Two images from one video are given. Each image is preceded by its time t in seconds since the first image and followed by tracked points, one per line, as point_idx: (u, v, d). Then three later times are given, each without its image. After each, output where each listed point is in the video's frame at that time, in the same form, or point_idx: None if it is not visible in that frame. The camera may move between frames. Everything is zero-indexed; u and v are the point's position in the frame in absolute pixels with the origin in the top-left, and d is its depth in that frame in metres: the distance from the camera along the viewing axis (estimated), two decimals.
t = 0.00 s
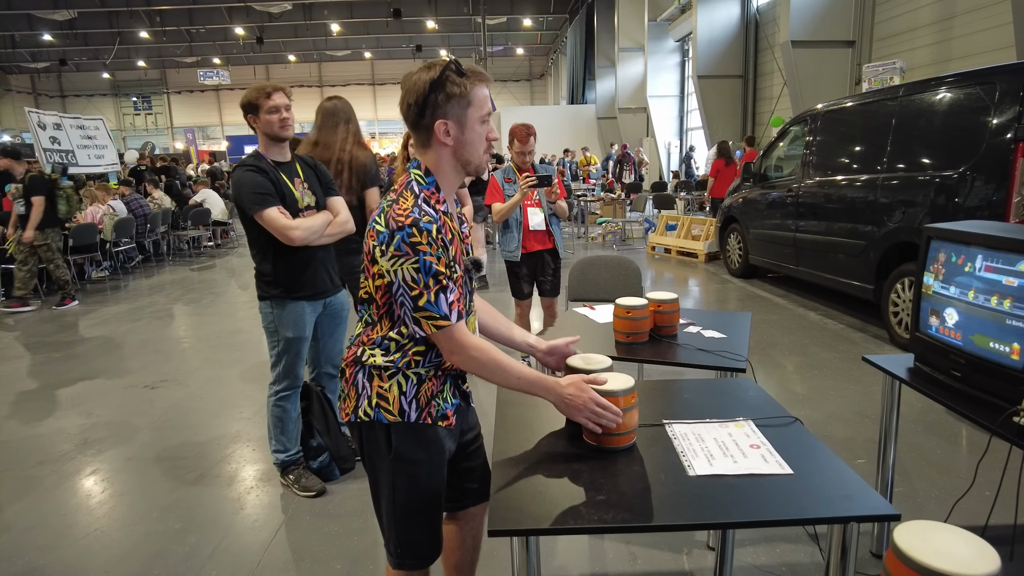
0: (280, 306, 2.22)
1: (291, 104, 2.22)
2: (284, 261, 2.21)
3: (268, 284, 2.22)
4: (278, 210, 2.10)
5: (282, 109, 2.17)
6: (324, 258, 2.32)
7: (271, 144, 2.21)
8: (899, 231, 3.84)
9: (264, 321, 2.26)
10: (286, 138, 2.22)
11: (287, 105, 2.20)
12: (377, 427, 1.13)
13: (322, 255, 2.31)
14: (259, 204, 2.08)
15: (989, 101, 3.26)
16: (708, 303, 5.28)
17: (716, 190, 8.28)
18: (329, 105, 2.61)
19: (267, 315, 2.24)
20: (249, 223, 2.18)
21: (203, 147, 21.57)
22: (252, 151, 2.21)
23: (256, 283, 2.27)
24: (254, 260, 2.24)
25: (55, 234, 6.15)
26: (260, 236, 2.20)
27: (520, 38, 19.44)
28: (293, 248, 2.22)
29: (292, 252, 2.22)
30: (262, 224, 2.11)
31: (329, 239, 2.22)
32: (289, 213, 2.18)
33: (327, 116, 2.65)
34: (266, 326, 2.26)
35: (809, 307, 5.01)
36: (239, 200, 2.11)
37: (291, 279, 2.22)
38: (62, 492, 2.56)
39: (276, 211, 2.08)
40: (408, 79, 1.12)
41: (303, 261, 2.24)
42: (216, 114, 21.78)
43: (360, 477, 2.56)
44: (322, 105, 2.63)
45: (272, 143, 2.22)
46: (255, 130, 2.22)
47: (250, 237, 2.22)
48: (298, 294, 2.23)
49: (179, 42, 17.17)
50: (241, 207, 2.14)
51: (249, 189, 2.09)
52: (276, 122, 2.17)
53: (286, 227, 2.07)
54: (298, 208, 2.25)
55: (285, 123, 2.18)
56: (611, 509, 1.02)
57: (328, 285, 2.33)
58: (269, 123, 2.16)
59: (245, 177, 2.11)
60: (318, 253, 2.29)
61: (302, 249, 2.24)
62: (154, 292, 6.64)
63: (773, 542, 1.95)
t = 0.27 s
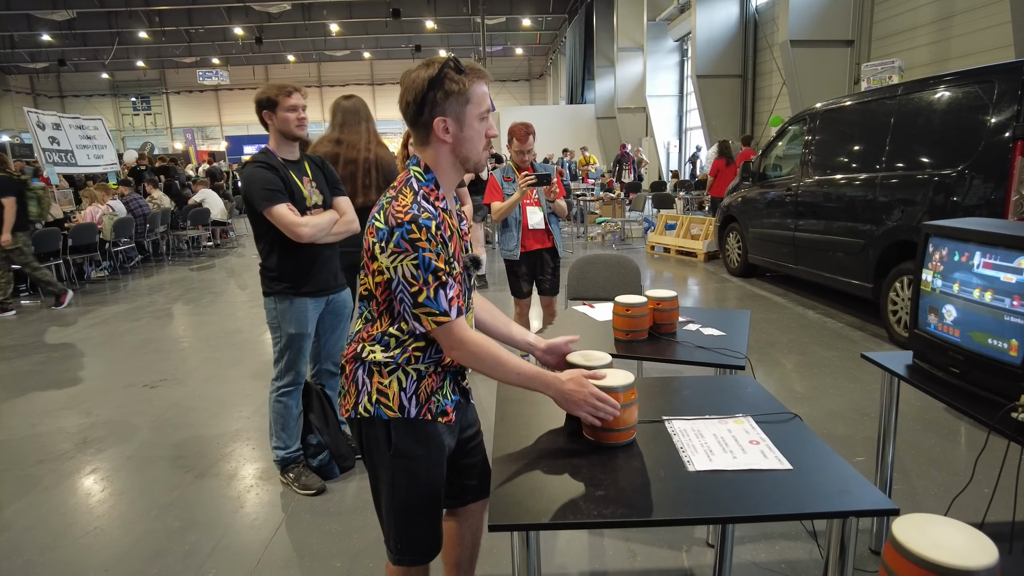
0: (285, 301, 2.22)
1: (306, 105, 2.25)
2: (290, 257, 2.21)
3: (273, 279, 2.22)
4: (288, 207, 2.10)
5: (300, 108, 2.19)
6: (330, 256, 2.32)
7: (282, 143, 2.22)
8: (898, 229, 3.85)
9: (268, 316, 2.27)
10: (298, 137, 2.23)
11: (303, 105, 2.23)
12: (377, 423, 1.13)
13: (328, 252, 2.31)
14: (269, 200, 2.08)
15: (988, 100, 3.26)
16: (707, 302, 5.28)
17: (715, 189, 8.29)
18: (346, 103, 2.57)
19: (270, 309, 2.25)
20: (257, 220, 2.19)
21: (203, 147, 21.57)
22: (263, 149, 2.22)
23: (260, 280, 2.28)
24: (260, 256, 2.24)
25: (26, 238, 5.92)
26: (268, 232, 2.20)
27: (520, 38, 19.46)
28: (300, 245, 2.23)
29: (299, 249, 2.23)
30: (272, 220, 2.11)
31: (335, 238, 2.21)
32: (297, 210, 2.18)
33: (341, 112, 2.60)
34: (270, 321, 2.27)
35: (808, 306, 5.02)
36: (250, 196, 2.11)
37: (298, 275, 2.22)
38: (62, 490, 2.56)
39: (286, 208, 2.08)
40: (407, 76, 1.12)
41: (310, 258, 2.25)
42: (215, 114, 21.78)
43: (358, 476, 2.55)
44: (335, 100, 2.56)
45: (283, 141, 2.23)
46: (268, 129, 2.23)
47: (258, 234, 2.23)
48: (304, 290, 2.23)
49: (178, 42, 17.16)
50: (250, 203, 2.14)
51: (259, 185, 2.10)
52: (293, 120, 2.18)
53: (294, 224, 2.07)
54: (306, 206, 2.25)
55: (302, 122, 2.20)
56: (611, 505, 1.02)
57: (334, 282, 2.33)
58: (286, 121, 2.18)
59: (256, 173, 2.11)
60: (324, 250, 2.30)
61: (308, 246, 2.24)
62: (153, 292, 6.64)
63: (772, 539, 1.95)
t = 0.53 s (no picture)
0: (287, 297, 2.22)
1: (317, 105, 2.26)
2: (294, 254, 2.21)
3: (276, 275, 2.22)
4: (294, 203, 2.09)
5: (311, 106, 2.20)
6: (334, 254, 2.32)
7: (292, 140, 2.22)
8: (898, 228, 3.85)
9: (269, 313, 2.26)
10: (308, 135, 2.24)
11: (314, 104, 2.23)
12: (377, 420, 1.13)
13: (332, 251, 2.31)
14: (276, 196, 2.08)
15: (987, 99, 3.26)
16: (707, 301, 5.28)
17: (715, 189, 8.28)
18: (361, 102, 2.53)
19: (272, 305, 2.25)
20: (264, 215, 2.19)
21: (202, 147, 21.56)
22: (272, 144, 2.22)
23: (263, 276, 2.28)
24: (264, 250, 2.23)
25: None
26: (275, 225, 2.19)
27: (519, 38, 19.47)
28: (304, 242, 2.22)
29: (302, 246, 2.22)
30: (278, 216, 2.11)
31: (340, 237, 2.19)
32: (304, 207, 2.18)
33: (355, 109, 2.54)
34: (272, 318, 2.27)
35: (808, 305, 5.02)
36: (257, 191, 2.11)
37: (304, 270, 2.22)
38: (60, 490, 2.55)
39: (292, 204, 2.08)
40: (407, 72, 1.12)
41: (315, 256, 2.24)
42: (214, 114, 21.76)
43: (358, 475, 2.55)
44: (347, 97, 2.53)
45: (294, 138, 2.23)
46: (278, 124, 2.23)
47: (263, 228, 2.23)
48: (309, 286, 2.24)
49: (177, 42, 17.14)
50: (257, 198, 2.14)
51: (267, 181, 2.10)
52: (304, 118, 2.19)
53: (301, 220, 2.06)
54: (312, 204, 2.25)
55: (312, 121, 2.21)
56: (612, 502, 1.02)
57: (335, 280, 2.33)
58: (297, 118, 2.19)
59: (265, 168, 2.11)
60: (329, 249, 2.29)
61: (313, 244, 2.24)
62: (152, 292, 6.63)
63: (772, 537, 1.95)
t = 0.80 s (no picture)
0: (291, 295, 2.22)
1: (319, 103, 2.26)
2: (297, 250, 2.21)
3: (279, 272, 2.22)
4: (297, 200, 2.10)
5: (313, 105, 2.20)
6: (336, 252, 2.32)
7: (294, 137, 2.22)
8: (899, 227, 3.85)
9: (274, 311, 2.27)
10: (310, 134, 2.24)
11: (316, 103, 2.23)
12: (380, 415, 1.13)
13: (335, 249, 2.31)
14: (279, 193, 2.09)
15: (989, 97, 3.26)
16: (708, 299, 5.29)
17: (715, 188, 8.26)
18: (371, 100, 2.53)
19: (276, 303, 2.26)
20: (266, 212, 2.20)
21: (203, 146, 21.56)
22: (274, 142, 2.22)
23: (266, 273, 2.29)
24: (268, 247, 2.23)
25: None
26: (278, 222, 2.20)
27: (520, 37, 19.46)
28: (308, 239, 2.22)
29: (306, 242, 2.22)
30: (280, 213, 2.11)
31: (342, 234, 2.20)
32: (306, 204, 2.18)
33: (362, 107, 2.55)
34: (277, 316, 2.28)
35: (809, 303, 5.02)
36: (260, 187, 2.11)
37: (307, 267, 2.22)
38: (62, 487, 2.56)
39: (295, 201, 2.09)
40: (409, 67, 1.12)
41: (318, 253, 2.25)
42: (215, 113, 21.77)
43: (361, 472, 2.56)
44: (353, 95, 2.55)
45: (296, 135, 2.23)
46: (280, 122, 2.23)
47: (265, 225, 2.23)
48: (312, 282, 2.24)
49: (177, 41, 17.14)
50: (259, 194, 2.14)
51: (270, 177, 2.10)
52: (305, 116, 2.19)
53: (303, 217, 2.06)
54: (315, 201, 2.25)
55: (314, 119, 2.21)
56: (615, 496, 1.02)
57: (340, 279, 2.34)
58: (299, 117, 2.19)
59: (267, 165, 2.11)
60: (333, 247, 2.30)
61: (315, 241, 2.24)
62: (154, 291, 6.64)
63: (774, 534, 1.95)
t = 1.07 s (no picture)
0: (287, 293, 2.22)
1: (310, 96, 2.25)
2: (294, 246, 2.21)
3: (277, 270, 2.22)
4: (291, 196, 2.10)
5: (301, 98, 2.19)
6: (333, 248, 2.32)
7: (287, 133, 2.22)
8: (901, 225, 3.84)
9: (270, 309, 2.26)
10: (303, 127, 2.23)
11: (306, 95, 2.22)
12: (380, 409, 1.13)
13: (332, 245, 2.31)
14: (273, 188, 2.09)
15: (991, 94, 3.25)
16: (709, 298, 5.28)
17: (716, 186, 8.22)
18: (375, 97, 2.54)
19: (272, 302, 2.25)
20: (261, 209, 2.19)
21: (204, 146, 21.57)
22: (267, 138, 2.22)
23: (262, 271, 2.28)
24: (263, 245, 2.23)
25: None
26: (273, 220, 2.20)
27: (521, 36, 19.45)
28: (304, 235, 2.23)
29: (301, 239, 2.22)
30: (275, 209, 2.11)
31: (338, 229, 2.21)
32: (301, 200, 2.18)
33: (364, 105, 2.56)
34: (272, 315, 2.27)
35: (810, 301, 5.01)
36: (254, 185, 2.11)
37: (302, 266, 2.22)
38: (63, 484, 2.56)
39: (289, 197, 2.08)
40: (406, 60, 1.12)
41: (313, 249, 2.24)
42: (216, 113, 21.77)
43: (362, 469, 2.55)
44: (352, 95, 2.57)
45: (289, 132, 2.24)
46: (272, 118, 2.23)
47: (260, 223, 2.23)
48: (308, 281, 2.23)
49: (178, 41, 17.14)
50: (253, 191, 2.14)
51: (264, 173, 2.10)
52: (295, 110, 2.19)
53: (298, 213, 2.06)
54: (310, 197, 2.24)
55: (304, 113, 2.20)
56: (617, 490, 1.02)
57: (336, 276, 2.34)
58: (288, 112, 2.19)
59: (260, 162, 2.11)
60: (329, 243, 2.30)
61: (312, 237, 2.24)
62: (154, 290, 6.65)
63: (776, 531, 1.95)
